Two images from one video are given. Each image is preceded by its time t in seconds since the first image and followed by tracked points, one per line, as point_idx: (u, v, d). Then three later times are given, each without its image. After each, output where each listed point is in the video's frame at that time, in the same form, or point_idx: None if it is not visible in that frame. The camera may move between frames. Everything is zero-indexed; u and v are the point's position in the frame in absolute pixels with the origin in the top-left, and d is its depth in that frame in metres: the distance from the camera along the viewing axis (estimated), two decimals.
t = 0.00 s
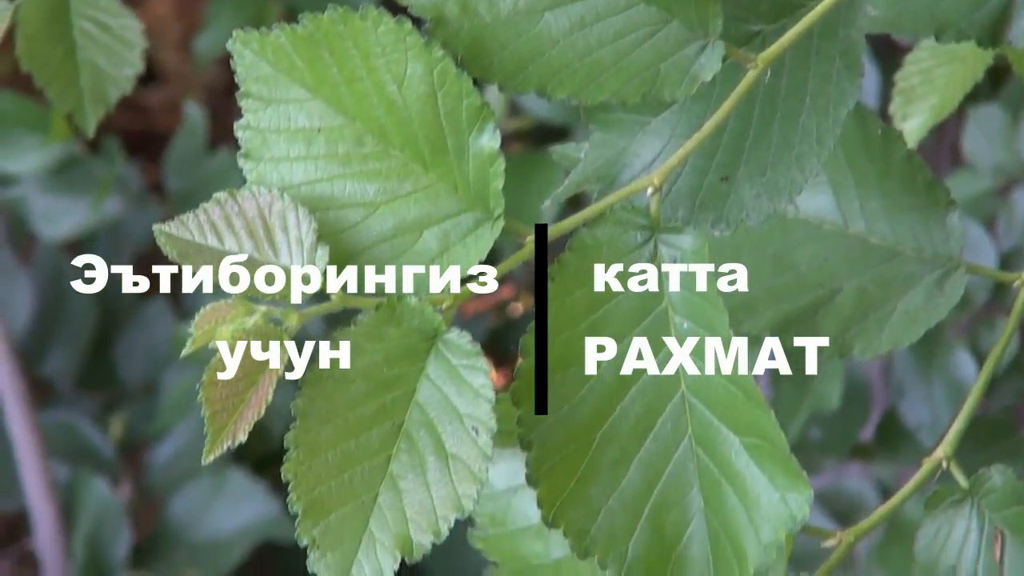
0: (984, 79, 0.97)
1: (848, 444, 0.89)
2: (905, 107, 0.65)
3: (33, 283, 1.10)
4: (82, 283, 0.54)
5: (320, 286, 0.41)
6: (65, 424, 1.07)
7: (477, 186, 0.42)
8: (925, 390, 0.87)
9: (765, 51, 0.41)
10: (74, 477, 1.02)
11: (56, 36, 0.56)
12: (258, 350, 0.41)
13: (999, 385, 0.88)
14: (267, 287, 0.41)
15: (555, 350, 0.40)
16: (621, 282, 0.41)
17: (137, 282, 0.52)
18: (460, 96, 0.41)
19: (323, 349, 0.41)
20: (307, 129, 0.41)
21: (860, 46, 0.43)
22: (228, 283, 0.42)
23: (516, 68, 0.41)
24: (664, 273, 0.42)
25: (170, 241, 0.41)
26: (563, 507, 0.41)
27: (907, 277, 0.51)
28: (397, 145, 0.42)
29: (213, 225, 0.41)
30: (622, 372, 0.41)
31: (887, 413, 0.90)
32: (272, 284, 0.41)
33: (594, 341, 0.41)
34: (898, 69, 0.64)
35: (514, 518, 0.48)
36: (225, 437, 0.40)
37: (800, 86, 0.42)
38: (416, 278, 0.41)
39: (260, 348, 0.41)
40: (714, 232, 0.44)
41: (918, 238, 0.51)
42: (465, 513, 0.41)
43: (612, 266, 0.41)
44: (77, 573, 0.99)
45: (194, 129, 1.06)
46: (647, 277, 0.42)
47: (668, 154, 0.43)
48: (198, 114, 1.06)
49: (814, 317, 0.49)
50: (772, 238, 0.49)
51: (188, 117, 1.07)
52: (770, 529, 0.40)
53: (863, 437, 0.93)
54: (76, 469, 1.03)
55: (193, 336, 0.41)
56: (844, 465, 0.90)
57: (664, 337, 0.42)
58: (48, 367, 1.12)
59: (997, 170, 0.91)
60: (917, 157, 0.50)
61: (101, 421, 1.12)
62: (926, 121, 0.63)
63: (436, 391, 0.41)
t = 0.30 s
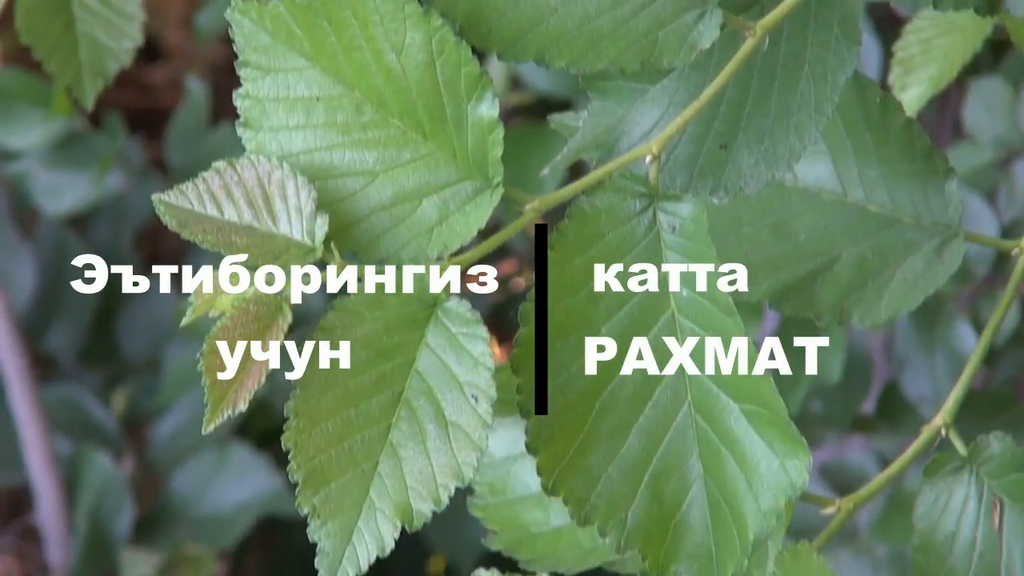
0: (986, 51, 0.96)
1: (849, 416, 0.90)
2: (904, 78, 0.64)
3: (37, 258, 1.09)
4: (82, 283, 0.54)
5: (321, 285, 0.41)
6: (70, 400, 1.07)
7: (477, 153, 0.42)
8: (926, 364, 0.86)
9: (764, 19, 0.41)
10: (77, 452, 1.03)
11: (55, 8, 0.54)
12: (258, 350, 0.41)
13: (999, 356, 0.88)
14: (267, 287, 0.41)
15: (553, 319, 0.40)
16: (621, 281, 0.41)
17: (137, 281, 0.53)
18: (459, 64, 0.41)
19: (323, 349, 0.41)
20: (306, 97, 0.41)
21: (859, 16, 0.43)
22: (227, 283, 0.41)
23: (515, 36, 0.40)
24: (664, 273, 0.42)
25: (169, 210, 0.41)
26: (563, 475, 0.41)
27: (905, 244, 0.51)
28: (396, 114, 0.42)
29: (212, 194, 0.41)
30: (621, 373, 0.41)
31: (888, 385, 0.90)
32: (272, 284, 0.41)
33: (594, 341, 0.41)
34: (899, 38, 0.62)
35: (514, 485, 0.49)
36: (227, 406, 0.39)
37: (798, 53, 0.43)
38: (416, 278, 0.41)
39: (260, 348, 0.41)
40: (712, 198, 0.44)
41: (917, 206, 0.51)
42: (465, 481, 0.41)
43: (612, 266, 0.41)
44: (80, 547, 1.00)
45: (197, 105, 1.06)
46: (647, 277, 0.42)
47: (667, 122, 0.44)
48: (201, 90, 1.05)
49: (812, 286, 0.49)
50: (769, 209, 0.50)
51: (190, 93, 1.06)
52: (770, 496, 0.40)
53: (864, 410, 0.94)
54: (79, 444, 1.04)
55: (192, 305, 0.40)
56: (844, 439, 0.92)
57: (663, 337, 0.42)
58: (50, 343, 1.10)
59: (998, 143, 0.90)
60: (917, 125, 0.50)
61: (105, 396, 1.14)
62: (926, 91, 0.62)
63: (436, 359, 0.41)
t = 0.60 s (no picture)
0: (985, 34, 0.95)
1: (849, 401, 0.89)
2: (903, 61, 0.63)
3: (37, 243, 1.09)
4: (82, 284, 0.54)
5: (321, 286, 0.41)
6: (70, 385, 1.07)
7: (475, 135, 0.42)
8: (927, 347, 0.86)
9: None
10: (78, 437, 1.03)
11: None
12: (258, 350, 0.41)
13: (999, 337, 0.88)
14: (267, 288, 0.41)
15: (551, 301, 0.40)
16: (621, 281, 0.41)
17: (137, 280, 0.53)
18: (458, 45, 0.41)
19: (323, 349, 0.41)
20: (304, 78, 0.41)
21: None
22: (227, 283, 0.41)
23: (512, 18, 0.40)
24: (664, 273, 0.42)
25: (167, 191, 0.41)
26: (563, 456, 0.41)
27: (903, 228, 0.51)
28: (395, 96, 0.42)
29: (211, 175, 0.41)
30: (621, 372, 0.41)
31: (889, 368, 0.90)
32: (273, 284, 0.41)
33: (594, 341, 0.41)
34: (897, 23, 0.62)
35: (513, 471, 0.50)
36: (225, 386, 0.39)
37: (796, 35, 0.43)
38: (416, 278, 0.41)
39: (260, 348, 0.41)
40: (710, 180, 0.44)
41: (915, 188, 0.51)
42: (464, 462, 0.41)
43: (612, 266, 0.41)
44: (83, 529, 1.00)
45: (199, 89, 1.05)
46: (647, 277, 0.42)
47: (665, 104, 0.44)
48: (202, 74, 1.04)
49: (811, 268, 0.49)
50: (767, 191, 0.50)
51: (191, 77, 1.05)
52: (769, 476, 0.41)
53: (865, 395, 0.93)
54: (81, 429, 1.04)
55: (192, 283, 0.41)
56: (845, 422, 0.91)
57: (664, 337, 0.42)
58: (53, 329, 1.12)
59: (998, 126, 0.89)
60: (916, 107, 0.50)
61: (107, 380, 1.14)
62: (925, 73, 0.62)
63: (435, 340, 0.41)
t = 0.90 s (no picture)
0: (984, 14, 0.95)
1: (848, 379, 0.90)
2: (902, 39, 0.63)
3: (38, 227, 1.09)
4: (79, 283, 0.55)
5: (321, 286, 0.41)
6: (69, 365, 1.07)
7: (471, 112, 0.42)
8: (926, 326, 0.86)
9: None
10: (78, 418, 1.04)
11: None
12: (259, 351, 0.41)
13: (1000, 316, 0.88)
14: (267, 287, 0.41)
15: (548, 279, 0.40)
16: (621, 282, 0.41)
17: (137, 279, 0.54)
18: (453, 23, 0.41)
19: (323, 349, 0.41)
20: (301, 57, 0.41)
21: None
22: (227, 283, 0.41)
23: None
24: (664, 274, 0.42)
25: (163, 169, 0.41)
26: (559, 434, 0.41)
27: (900, 207, 0.51)
28: (391, 73, 0.42)
29: (207, 153, 0.41)
30: (621, 372, 0.41)
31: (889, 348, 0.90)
32: (273, 283, 0.41)
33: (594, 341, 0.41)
34: None
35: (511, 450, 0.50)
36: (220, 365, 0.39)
37: (792, 10, 0.43)
38: (416, 278, 0.41)
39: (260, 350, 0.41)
40: (708, 159, 0.44)
41: (912, 166, 0.51)
42: (461, 440, 0.41)
43: (612, 266, 0.41)
44: (83, 510, 1.01)
45: (198, 71, 1.05)
46: (647, 277, 0.42)
47: (662, 81, 0.44)
48: (202, 56, 1.04)
49: (809, 245, 0.49)
50: (765, 169, 0.50)
51: (191, 60, 1.05)
52: (765, 454, 0.41)
53: (864, 374, 0.93)
54: (81, 411, 1.05)
55: (190, 263, 0.41)
56: (845, 401, 0.91)
57: (663, 337, 0.42)
58: (53, 310, 1.12)
59: (998, 106, 0.89)
60: (913, 85, 0.50)
61: (107, 363, 1.13)
62: (923, 51, 0.61)
63: (432, 317, 0.41)
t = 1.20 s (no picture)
0: None
1: (848, 364, 0.90)
2: (899, 23, 0.63)
3: (38, 213, 1.09)
4: (83, 285, 0.56)
5: (321, 285, 0.41)
6: (69, 352, 1.08)
7: (467, 97, 0.42)
8: (925, 311, 0.86)
9: None
10: (78, 405, 1.04)
11: None
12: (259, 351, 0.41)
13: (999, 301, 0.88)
14: (267, 287, 0.41)
15: (544, 264, 0.40)
16: (621, 281, 0.41)
17: (137, 280, 0.54)
18: (450, 8, 0.41)
19: (323, 349, 0.40)
20: (297, 42, 0.41)
21: None
22: (227, 283, 0.40)
23: None
24: (664, 274, 0.42)
25: (159, 153, 0.41)
26: (556, 418, 0.41)
27: (897, 190, 0.51)
28: (388, 58, 0.42)
29: (204, 138, 0.41)
30: (620, 372, 0.41)
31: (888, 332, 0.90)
32: (273, 283, 0.41)
33: (594, 341, 0.41)
34: None
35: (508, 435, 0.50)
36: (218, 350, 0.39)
37: None
38: (416, 278, 0.41)
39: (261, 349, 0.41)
40: (703, 143, 0.43)
41: (909, 151, 0.51)
42: (458, 425, 0.41)
43: (612, 266, 0.41)
44: (82, 497, 1.02)
45: (197, 57, 1.05)
46: (647, 277, 0.42)
47: (658, 66, 0.44)
48: (200, 42, 1.04)
49: (806, 230, 0.49)
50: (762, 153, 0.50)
51: (189, 45, 1.05)
52: (762, 438, 0.40)
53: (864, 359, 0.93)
54: (80, 398, 1.05)
55: (186, 249, 0.40)
56: (845, 386, 0.92)
57: (663, 337, 0.42)
58: (51, 298, 1.13)
59: (996, 90, 0.89)
60: (910, 69, 0.50)
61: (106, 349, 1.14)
62: (920, 34, 0.61)
63: (428, 301, 0.41)
